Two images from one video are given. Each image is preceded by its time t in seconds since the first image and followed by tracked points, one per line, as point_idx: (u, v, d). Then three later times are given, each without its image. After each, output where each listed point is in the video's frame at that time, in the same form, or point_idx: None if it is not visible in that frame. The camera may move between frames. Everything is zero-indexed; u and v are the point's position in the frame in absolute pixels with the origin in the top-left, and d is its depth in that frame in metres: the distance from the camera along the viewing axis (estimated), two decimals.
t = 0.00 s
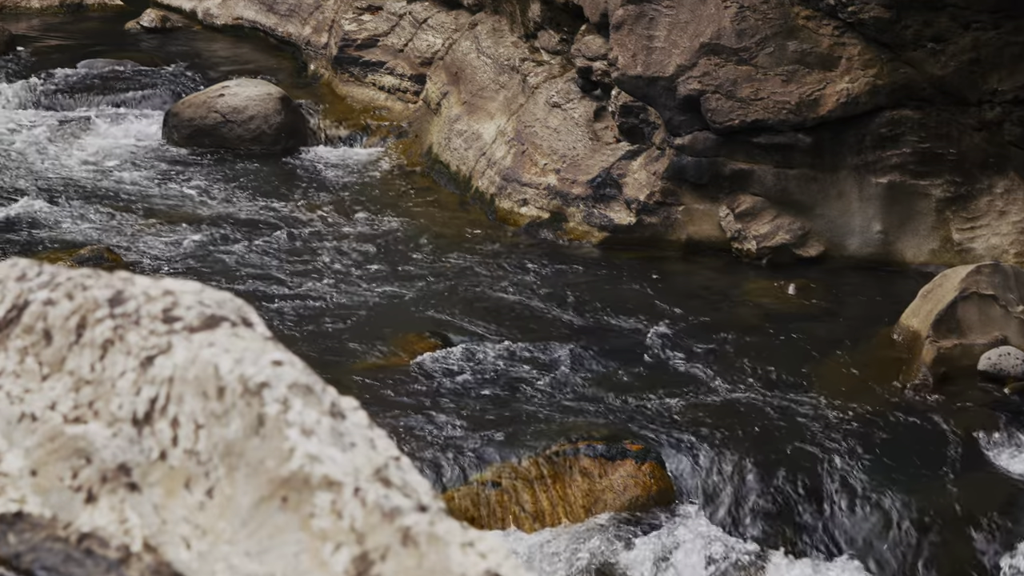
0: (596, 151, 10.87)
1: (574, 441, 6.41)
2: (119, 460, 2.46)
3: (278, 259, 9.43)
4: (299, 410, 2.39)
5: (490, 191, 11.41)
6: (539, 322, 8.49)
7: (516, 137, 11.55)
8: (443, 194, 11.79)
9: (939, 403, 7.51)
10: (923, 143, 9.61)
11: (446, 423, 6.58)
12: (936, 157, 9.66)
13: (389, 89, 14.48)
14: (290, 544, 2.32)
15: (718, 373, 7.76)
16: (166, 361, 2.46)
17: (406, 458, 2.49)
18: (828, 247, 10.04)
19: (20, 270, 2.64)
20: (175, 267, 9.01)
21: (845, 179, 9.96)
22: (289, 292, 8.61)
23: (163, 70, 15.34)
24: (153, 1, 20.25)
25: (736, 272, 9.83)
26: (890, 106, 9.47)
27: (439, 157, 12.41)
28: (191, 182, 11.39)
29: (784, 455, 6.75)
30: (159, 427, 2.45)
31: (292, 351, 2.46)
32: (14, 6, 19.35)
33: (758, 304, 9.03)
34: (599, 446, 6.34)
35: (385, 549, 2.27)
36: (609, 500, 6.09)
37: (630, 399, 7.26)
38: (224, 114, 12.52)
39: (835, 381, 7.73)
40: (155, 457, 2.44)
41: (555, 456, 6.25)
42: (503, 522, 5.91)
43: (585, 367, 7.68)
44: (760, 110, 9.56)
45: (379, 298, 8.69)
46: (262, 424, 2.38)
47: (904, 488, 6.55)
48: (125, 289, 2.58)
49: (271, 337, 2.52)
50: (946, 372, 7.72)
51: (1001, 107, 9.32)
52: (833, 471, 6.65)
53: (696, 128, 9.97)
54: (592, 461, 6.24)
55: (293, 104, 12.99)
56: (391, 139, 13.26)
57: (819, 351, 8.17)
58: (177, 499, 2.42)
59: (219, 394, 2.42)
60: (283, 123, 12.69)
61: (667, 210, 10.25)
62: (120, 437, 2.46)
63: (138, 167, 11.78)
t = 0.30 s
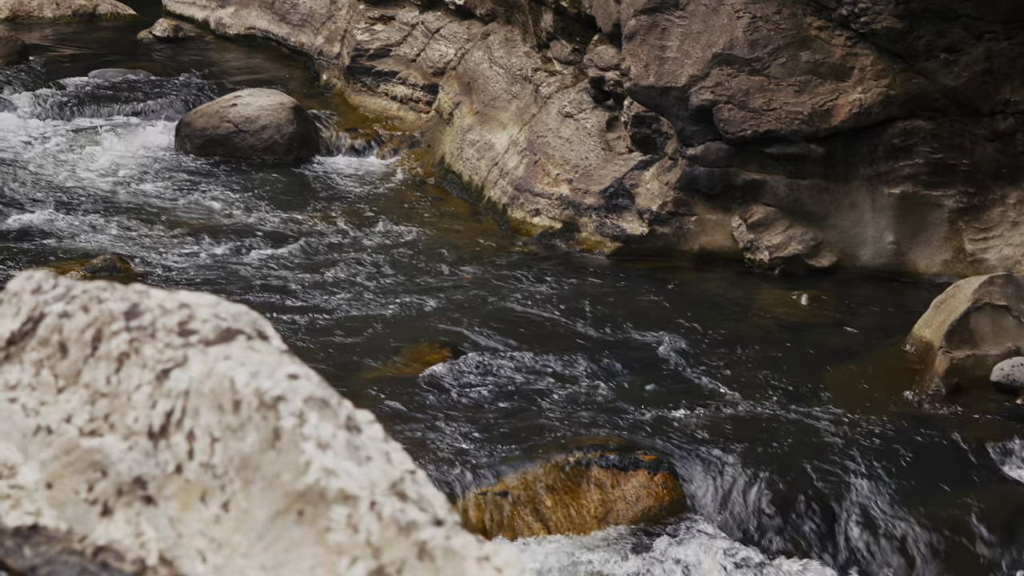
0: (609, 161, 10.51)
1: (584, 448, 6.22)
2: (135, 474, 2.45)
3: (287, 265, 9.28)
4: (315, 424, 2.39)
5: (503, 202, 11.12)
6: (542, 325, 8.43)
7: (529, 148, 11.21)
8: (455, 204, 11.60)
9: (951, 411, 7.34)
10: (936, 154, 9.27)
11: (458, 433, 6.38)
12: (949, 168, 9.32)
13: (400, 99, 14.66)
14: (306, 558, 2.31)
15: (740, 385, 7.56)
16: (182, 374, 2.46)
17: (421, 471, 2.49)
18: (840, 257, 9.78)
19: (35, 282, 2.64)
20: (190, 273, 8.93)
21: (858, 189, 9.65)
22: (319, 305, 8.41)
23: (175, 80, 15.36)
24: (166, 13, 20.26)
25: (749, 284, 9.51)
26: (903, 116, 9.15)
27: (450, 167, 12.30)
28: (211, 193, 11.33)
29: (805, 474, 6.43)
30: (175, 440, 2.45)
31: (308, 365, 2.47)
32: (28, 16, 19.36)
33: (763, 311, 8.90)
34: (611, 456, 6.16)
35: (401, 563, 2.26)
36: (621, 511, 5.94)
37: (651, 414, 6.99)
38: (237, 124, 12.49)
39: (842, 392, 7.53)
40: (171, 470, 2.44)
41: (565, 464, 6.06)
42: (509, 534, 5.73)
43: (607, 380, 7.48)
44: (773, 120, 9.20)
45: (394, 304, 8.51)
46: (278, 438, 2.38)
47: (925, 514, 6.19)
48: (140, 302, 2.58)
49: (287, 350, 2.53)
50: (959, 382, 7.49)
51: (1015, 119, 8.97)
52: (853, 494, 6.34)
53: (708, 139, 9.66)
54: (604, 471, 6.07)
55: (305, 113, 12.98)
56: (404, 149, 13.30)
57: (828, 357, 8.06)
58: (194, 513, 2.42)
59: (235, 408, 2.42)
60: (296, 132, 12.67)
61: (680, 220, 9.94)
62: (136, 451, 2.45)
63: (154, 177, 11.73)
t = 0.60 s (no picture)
0: (624, 172, 10.67)
1: (599, 458, 6.37)
2: (153, 488, 2.45)
3: (306, 280, 9.33)
4: (333, 438, 2.39)
5: (518, 212, 11.28)
6: (559, 340, 8.40)
7: (544, 159, 11.36)
8: (471, 216, 11.68)
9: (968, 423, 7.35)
10: (950, 165, 9.43)
11: (474, 449, 6.46)
12: (964, 179, 9.47)
13: (417, 110, 14.45)
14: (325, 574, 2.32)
15: (757, 399, 7.58)
16: (200, 389, 2.46)
17: (439, 486, 2.48)
18: (855, 268, 9.87)
19: (52, 295, 2.62)
20: (207, 285, 9.00)
21: (873, 201, 9.76)
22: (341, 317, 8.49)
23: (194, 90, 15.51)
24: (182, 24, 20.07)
25: (762, 293, 9.66)
26: (918, 128, 9.30)
27: (465, 178, 12.35)
28: (232, 204, 11.40)
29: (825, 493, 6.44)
30: (193, 454, 2.45)
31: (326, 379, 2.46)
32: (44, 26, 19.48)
33: (779, 326, 8.83)
34: (626, 467, 6.28)
35: None
36: (636, 523, 6.02)
37: (672, 430, 7.03)
38: (251, 135, 12.60)
39: (851, 400, 7.63)
40: (189, 484, 2.44)
41: (580, 474, 6.20)
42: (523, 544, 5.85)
43: (632, 394, 7.51)
44: (788, 131, 9.36)
45: (415, 317, 8.65)
46: (296, 452, 2.38)
47: (945, 548, 6.18)
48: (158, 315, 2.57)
49: (304, 363, 2.52)
50: (974, 394, 7.55)
51: None
52: (872, 518, 6.34)
53: (724, 150, 9.76)
54: (619, 483, 6.19)
55: (321, 124, 13.06)
56: (419, 161, 13.21)
57: (845, 366, 8.15)
58: (211, 527, 2.42)
59: (253, 422, 2.42)
60: (310, 142, 12.71)
61: (695, 231, 10.06)
62: (153, 465, 2.45)
63: (173, 188, 11.81)
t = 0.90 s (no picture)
0: (639, 183, 10.22)
1: (616, 470, 6.30)
2: (172, 501, 2.45)
3: (321, 292, 9.20)
4: (352, 452, 2.39)
5: (532, 223, 10.77)
6: (567, 347, 8.30)
7: (559, 170, 10.87)
8: (487, 228, 11.13)
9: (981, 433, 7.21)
10: (966, 176, 9.04)
11: (490, 461, 6.33)
12: (979, 191, 9.10)
13: (431, 119, 14.18)
14: None
15: (783, 416, 7.30)
16: (219, 403, 2.46)
17: (457, 500, 2.47)
18: (870, 280, 9.39)
19: (72, 308, 2.62)
20: (218, 296, 8.94)
21: (890, 212, 9.31)
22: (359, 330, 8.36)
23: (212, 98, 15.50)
24: (195, 32, 19.89)
25: (779, 305, 9.18)
26: (934, 138, 8.91)
27: (480, 188, 11.84)
28: (246, 211, 11.34)
29: (849, 519, 6.26)
30: (212, 468, 2.45)
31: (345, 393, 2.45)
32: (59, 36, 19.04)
33: (797, 339, 8.51)
34: (644, 479, 6.23)
35: None
36: (651, 535, 6.00)
37: (698, 444, 6.81)
38: (266, 145, 12.43)
39: (871, 411, 7.45)
40: (208, 498, 2.44)
41: (597, 488, 6.14)
42: (537, 555, 5.87)
43: (656, 409, 7.27)
44: (803, 143, 8.90)
45: (436, 331, 8.48)
46: (315, 467, 2.38)
47: None
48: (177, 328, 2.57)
49: (324, 377, 2.52)
50: (990, 406, 7.37)
51: None
52: (894, 547, 6.19)
53: (739, 160, 9.28)
54: (635, 496, 6.14)
55: (335, 134, 12.83)
56: (434, 171, 12.83)
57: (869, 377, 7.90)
58: (230, 541, 2.42)
59: (272, 436, 2.42)
60: (325, 152, 12.48)
61: (711, 242, 9.59)
62: (173, 479, 2.45)
63: (187, 197, 11.75)
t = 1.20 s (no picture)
0: (653, 193, 10.73)
1: (629, 483, 6.50)
2: (189, 514, 2.45)
3: (337, 305, 9.30)
4: (370, 466, 2.38)
5: (547, 233, 11.29)
6: (586, 360, 8.43)
7: (573, 180, 11.41)
8: (499, 236, 11.64)
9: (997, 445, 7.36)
10: (981, 187, 9.42)
11: (504, 478, 6.52)
12: (994, 202, 9.47)
13: (445, 130, 14.61)
14: None
15: (788, 421, 7.58)
16: (236, 416, 2.46)
17: (474, 514, 2.46)
18: (885, 291, 9.83)
19: (89, 320, 2.62)
20: (235, 307, 9.10)
21: (903, 223, 9.76)
22: (366, 339, 8.56)
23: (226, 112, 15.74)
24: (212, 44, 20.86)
25: (794, 314, 9.65)
26: (949, 150, 9.32)
27: (494, 199, 12.40)
28: (260, 224, 11.58)
29: (869, 550, 6.36)
30: (229, 480, 2.45)
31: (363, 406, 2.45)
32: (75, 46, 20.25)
33: (814, 349, 8.80)
34: (655, 490, 6.41)
35: None
36: (664, 546, 6.14)
37: (717, 464, 6.95)
38: (282, 155, 12.83)
39: (877, 420, 7.63)
40: (225, 511, 2.43)
41: (609, 498, 6.34)
42: (553, 564, 6.02)
43: (679, 424, 7.45)
44: (818, 153, 9.38)
45: (454, 345, 8.57)
46: (332, 480, 2.37)
47: None
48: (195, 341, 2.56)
49: (340, 390, 2.51)
50: (1005, 417, 7.51)
51: None
52: None
53: (753, 171, 9.79)
54: (648, 505, 6.32)
55: (350, 144, 13.22)
56: (448, 179, 13.30)
57: (864, 390, 8.07)
58: (247, 554, 2.41)
59: (290, 449, 2.41)
60: (340, 162, 12.89)
61: (724, 252, 10.07)
62: (190, 491, 2.45)
63: (205, 211, 11.95)
